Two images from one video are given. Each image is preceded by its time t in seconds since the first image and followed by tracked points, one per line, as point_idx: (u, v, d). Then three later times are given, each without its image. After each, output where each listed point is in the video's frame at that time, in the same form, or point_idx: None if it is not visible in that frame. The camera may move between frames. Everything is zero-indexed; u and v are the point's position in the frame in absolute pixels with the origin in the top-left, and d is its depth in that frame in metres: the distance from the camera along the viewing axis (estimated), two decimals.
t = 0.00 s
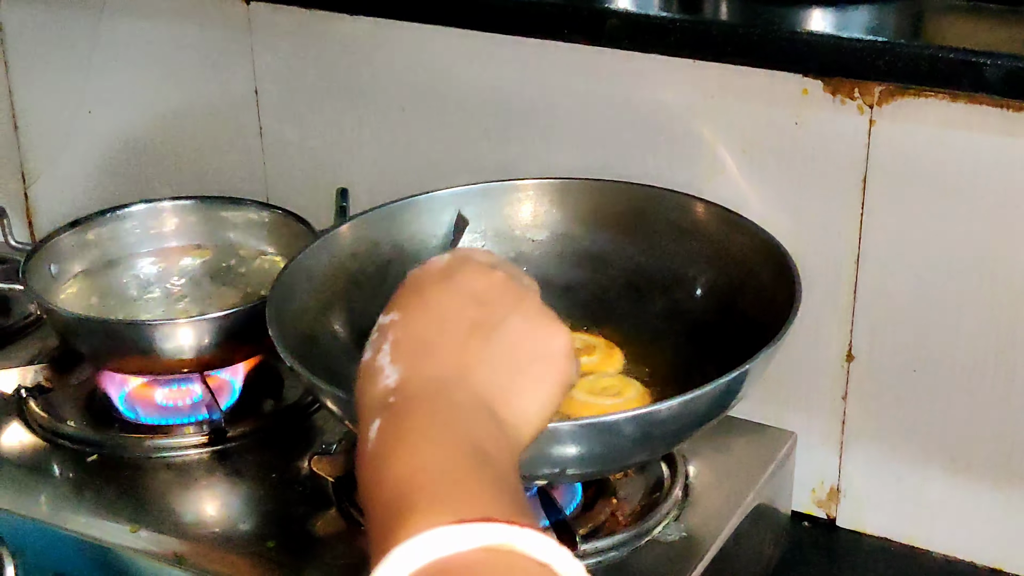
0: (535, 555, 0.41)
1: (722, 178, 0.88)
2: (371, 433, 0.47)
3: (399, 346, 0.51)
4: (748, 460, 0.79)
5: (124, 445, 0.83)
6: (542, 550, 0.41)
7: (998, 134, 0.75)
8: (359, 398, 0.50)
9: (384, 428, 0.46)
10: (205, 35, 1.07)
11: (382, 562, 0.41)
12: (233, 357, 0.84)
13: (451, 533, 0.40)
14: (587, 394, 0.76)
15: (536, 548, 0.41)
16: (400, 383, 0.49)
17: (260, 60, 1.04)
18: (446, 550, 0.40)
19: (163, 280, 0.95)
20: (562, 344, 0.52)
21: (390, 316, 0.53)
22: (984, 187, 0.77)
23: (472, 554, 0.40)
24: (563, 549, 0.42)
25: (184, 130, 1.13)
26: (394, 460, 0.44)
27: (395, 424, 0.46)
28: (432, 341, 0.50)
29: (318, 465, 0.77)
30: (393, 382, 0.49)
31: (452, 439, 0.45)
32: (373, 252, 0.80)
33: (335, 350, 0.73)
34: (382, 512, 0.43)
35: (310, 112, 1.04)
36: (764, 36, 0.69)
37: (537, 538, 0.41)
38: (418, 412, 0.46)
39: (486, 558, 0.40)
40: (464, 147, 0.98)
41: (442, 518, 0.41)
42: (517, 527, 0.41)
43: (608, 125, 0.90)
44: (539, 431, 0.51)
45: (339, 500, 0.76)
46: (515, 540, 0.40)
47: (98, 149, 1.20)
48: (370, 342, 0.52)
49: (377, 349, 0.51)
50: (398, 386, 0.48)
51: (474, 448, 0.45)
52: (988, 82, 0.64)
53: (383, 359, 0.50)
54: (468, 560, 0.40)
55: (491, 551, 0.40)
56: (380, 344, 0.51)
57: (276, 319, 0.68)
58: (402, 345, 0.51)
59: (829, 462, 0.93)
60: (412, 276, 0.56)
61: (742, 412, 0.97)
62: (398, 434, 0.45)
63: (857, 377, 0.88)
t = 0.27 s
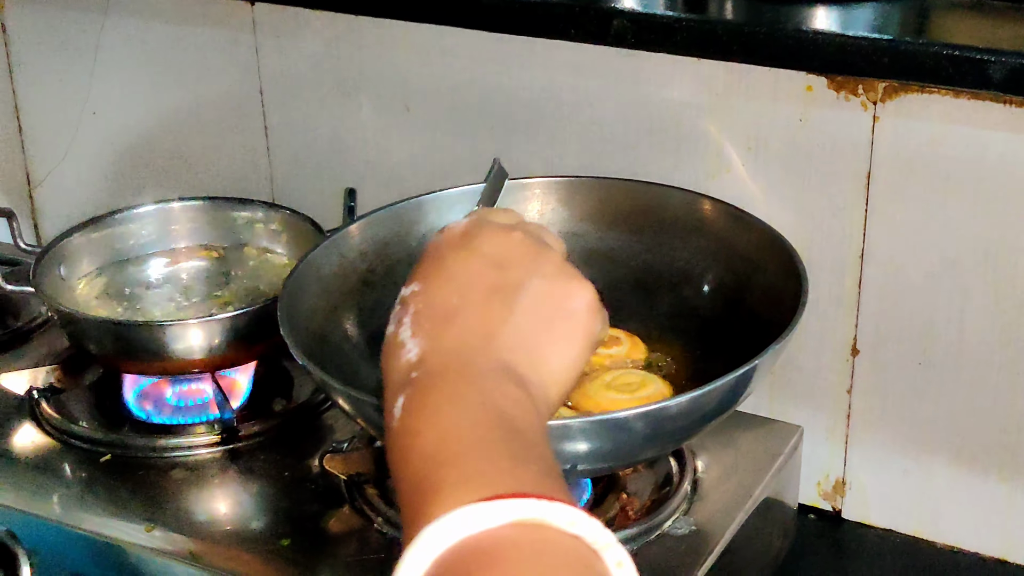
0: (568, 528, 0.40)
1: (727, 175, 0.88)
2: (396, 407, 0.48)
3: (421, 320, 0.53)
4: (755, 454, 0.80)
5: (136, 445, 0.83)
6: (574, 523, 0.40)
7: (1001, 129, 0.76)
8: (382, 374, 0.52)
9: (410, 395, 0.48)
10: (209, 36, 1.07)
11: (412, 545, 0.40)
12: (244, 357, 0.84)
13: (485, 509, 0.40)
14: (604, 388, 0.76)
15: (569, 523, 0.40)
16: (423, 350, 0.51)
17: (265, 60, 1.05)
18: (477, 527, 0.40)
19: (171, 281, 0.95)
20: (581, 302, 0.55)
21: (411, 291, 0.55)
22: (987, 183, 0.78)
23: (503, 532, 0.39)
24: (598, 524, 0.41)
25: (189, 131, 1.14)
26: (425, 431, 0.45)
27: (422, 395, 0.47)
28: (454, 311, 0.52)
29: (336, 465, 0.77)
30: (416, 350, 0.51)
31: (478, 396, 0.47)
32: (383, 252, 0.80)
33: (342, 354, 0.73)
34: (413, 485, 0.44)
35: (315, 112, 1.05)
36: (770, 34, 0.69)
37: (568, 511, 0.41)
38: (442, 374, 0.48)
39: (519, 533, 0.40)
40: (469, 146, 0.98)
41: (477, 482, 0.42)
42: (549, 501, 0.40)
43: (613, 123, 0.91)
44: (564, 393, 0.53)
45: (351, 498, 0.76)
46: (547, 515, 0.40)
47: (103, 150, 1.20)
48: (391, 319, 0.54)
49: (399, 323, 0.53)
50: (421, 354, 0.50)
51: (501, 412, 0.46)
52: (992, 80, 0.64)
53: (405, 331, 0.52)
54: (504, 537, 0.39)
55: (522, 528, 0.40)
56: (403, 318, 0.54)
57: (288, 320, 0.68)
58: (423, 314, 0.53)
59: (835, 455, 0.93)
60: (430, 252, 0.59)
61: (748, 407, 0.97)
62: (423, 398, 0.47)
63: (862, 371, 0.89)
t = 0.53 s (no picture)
0: (531, 486, 0.38)
1: (718, 143, 0.88)
2: (329, 372, 0.45)
3: (349, 283, 0.50)
4: (751, 421, 0.80)
5: (129, 426, 0.83)
6: (536, 478, 0.38)
7: (992, 89, 0.76)
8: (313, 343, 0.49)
9: (344, 359, 0.45)
10: (194, 14, 1.06)
11: (364, 522, 0.37)
12: (235, 335, 0.84)
13: (441, 473, 0.37)
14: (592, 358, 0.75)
15: (530, 478, 0.38)
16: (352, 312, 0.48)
17: (251, 37, 1.04)
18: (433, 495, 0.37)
19: (161, 262, 0.94)
20: (515, 259, 0.54)
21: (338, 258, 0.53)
22: (980, 144, 0.77)
23: (461, 496, 0.37)
24: (561, 478, 0.39)
25: (176, 112, 1.13)
26: (363, 389, 0.42)
27: (356, 351, 0.44)
28: (382, 270, 0.50)
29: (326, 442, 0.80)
30: (346, 313, 0.48)
31: (417, 350, 0.44)
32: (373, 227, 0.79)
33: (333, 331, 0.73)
34: (357, 448, 0.41)
35: (303, 89, 1.04)
36: None
37: (531, 467, 0.38)
38: (377, 332, 0.45)
39: (478, 496, 0.37)
40: (460, 121, 0.97)
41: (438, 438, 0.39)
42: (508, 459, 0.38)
43: (602, 93, 0.90)
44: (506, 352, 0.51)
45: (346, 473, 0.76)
46: (507, 474, 0.37)
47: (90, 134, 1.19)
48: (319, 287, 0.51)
49: (327, 289, 0.51)
50: (352, 315, 0.47)
51: (448, 365, 0.43)
52: (983, 35, 0.63)
53: (333, 296, 0.50)
54: (463, 502, 0.37)
55: (484, 491, 0.37)
56: (329, 285, 0.51)
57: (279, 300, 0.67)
58: (352, 277, 0.50)
59: (831, 422, 0.93)
60: (355, 222, 0.56)
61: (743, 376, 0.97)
62: (357, 360, 0.44)
63: (857, 337, 0.88)
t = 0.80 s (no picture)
0: (408, 542, 0.38)
1: (697, 167, 0.86)
2: (211, 434, 0.45)
3: (242, 337, 0.51)
4: (725, 452, 0.78)
5: (94, 451, 0.81)
6: (412, 534, 0.38)
7: (972, 115, 0.74)
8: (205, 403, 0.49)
9: (224, 421, 0.45)
10: (175, 34, 1.05)
11: None
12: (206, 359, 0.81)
13: (306, 535, 0.37)
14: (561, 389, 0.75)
15: (404, 534, 0.37)
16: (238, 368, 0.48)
17: (231, 57, 1.03)
18: (300, 558, 0.36)
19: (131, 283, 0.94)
20: (418, 292, 0.53)
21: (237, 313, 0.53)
22: (958, 170, 0.76)
23: (331, 559, 0.36)
24: (440, 530, 0.39)
25: (158, 133, 1.12)
26: (241, 452, 0.43)
27: (234, 413, 0.45)
28: (276, 319, 0.51)
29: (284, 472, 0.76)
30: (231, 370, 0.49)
31: (294, 404, 0.44)
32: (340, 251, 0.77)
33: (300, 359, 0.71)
34: (234, 515, 0.41)
35: (283, 110, 1.03)
36: (727, 21, 0.66)
37: (404, 523, 0.38)
38: (258, 388, 0.45)
39: (348, 557, 0.36)
40: (440, 142, 0.96)
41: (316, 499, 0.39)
42: (379, 515, 0.37)
43: (580, 116, 0.89)
44: (410, 390, 0.50)
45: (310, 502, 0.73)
46: (380, 533, 0.37)
47: (73, 154, 1.19)
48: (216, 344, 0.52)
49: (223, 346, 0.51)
50: (236, 371, 0.48)
51: (328, 418, 0.43)
52: (954, 63, 0.60)
53: (224, 352, 0.50)
54: (332, 564, 0.36)
55: (352, 551, 0.37)
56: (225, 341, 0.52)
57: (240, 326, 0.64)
58: (246, 330, 0.51)
59: (813, 452, 0.91)
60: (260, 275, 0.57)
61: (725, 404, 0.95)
62: (234, 421, 0.44)
63: (838, 365, 0.87)
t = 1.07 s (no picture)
0: None
1: (671, 213, 0.83)
2: None
3: (67, 310, 0.45)
4: (684, 511, 0.75)
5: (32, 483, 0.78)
6: None
7: (952, 171, 0.71)
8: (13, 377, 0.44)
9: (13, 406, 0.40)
10: (155, 53, 1.04)
11: None
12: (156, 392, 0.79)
13: None
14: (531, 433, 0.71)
15: None
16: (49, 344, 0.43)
17: (210, 79, 1.02)
18: None
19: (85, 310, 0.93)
20: (289, 276, 0.47)
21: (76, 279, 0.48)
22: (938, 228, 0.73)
23: None
24: None
25: (135, 152, 1.11)
26: (15, 454, 0.38)
27: (25, 403, 0.40)
28: (107, 293, 0.45)
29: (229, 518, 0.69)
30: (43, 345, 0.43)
31: (92, 408, 0.39)
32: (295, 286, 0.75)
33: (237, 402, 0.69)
34: None
35: (259, 135, 1.01)
36: (682, 69, 0.61)
37: None
38: (57, 377, 0.40)
39: None
40: (414, 174, 0.94)
41: (45, 542, 0.35)
42: None
43: (555, 154, 0.87)
44: (253, 384, 0.45)
45: (242, 551, 0.68)
46: None
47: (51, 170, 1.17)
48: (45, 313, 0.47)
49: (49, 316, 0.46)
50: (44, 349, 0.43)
51: (123, 438, 0.39)
52: (920, 123, 0.55)
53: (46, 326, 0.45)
54: None
55: None
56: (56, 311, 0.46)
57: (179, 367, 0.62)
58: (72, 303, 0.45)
59: (784, 510, 0.88)
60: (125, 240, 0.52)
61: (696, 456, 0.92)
62: (22, 412, 0.39)
63: (811, 423, 0.83)
